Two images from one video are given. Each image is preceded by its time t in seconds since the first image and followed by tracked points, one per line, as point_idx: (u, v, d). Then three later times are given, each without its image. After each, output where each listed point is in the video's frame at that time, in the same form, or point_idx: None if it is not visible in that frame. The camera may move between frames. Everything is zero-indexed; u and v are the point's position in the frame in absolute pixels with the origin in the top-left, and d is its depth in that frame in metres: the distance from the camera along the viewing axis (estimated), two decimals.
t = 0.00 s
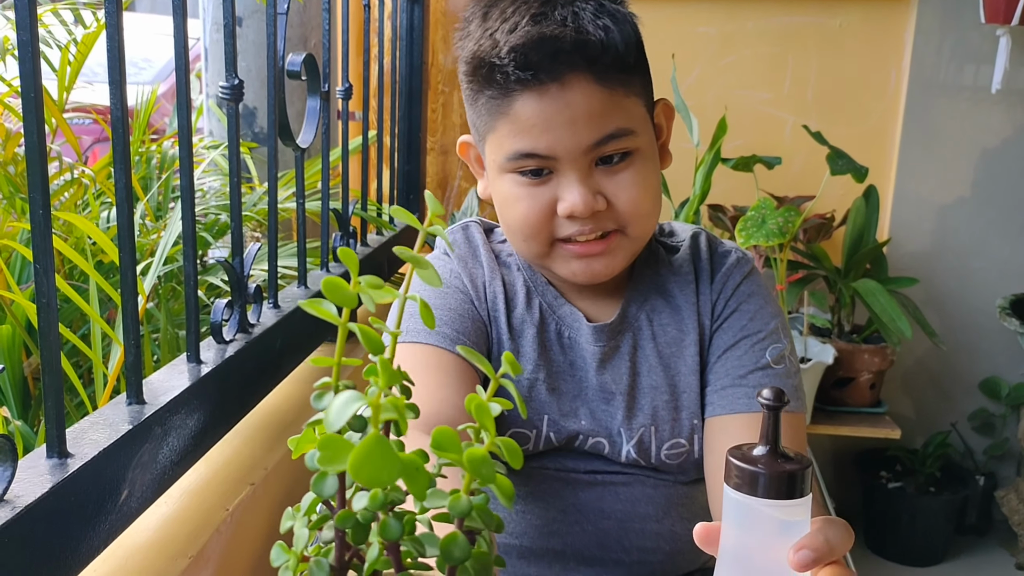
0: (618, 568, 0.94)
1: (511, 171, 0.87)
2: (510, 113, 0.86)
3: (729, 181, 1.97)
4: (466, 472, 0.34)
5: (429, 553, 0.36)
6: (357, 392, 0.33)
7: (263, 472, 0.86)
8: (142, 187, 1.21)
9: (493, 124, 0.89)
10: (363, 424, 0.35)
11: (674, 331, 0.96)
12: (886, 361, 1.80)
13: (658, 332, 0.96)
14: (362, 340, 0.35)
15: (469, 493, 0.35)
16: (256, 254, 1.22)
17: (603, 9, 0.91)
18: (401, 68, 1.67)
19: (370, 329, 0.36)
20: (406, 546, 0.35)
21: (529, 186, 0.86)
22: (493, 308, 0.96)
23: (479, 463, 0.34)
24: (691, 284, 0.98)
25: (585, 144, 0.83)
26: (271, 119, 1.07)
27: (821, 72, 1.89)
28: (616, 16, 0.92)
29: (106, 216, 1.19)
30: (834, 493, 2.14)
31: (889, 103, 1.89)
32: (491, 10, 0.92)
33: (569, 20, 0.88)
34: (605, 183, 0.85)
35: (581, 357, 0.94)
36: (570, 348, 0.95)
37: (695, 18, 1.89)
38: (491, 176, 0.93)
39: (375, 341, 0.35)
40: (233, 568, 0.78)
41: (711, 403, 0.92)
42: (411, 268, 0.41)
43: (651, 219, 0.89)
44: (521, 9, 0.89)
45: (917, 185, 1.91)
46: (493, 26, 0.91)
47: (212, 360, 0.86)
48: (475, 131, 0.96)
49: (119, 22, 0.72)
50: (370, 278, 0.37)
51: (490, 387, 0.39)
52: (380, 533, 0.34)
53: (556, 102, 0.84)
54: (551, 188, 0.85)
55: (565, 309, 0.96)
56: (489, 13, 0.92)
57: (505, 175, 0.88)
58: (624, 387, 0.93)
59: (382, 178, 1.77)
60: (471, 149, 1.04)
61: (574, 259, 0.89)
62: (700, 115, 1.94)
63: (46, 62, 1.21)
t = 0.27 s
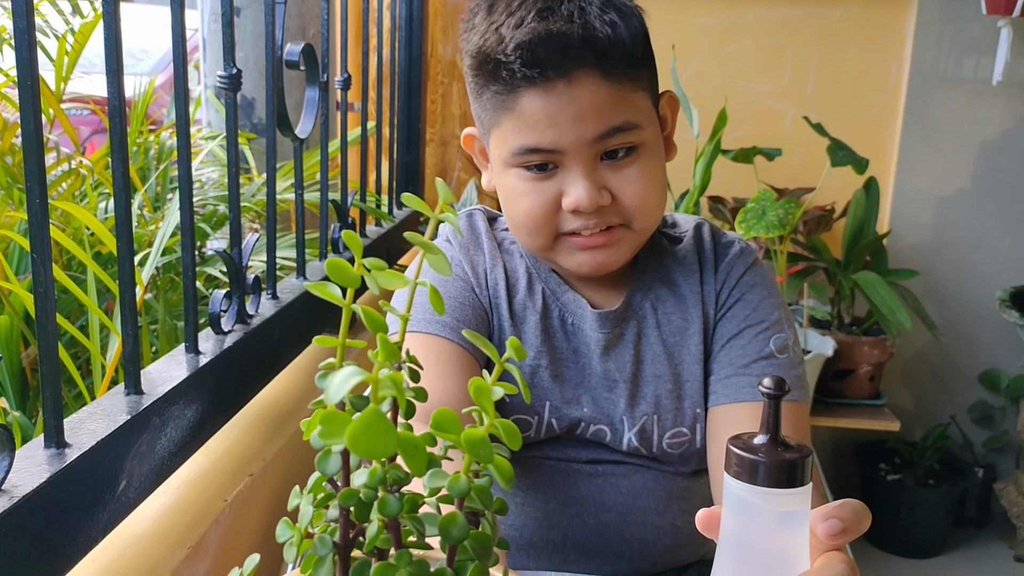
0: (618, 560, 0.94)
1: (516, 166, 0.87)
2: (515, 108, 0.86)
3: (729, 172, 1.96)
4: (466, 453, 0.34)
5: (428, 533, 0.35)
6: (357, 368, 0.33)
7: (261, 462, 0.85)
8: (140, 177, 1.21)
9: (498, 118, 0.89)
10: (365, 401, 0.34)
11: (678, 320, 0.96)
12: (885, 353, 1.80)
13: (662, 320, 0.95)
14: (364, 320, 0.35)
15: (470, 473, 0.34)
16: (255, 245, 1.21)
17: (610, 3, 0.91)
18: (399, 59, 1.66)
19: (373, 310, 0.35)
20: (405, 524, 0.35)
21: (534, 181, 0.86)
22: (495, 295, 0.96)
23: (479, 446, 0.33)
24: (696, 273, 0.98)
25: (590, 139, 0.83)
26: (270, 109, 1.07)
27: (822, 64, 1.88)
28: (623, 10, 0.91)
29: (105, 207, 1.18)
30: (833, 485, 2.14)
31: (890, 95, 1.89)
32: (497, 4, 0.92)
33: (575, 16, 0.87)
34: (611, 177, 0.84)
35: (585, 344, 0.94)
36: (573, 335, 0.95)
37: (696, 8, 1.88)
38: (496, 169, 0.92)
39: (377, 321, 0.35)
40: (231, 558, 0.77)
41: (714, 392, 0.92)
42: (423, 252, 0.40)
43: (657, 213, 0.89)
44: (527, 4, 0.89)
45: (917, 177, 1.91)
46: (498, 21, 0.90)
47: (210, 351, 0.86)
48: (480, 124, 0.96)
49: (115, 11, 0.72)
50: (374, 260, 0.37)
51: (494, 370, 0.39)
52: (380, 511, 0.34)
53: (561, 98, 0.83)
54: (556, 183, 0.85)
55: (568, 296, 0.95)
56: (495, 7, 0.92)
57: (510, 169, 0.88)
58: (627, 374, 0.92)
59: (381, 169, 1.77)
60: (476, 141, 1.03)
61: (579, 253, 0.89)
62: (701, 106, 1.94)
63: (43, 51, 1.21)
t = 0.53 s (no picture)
0: (616, 560, 0.94)
1: (505, 169, 0.87)
2: (501, 112, 0.86)
3: (729, 170, 1.96)
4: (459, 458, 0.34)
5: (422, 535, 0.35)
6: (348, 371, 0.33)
7: (261, 460, 0.86)
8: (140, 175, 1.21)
9: (485, 122, 0.89)
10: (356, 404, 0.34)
11: (676, 320, 0.96)
12: (885, 350, 1.80)
13: (660, 320, 0.95)
14: (354, 325, 0.35)
15: (462, 475, 0.34)
16: (255, 243, 1.21)
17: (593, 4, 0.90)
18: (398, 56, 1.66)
19: (363, 315, 0.35)
20: (398, 527, 0.35)
21: (523, 184, 0.86)
22: (489, 294, 0.96)
23: (472, 449, 0.33)
24: (694, 274, 0.98)
25: (576, 140, 0.83)
26: (269, 107, 1.07)
27: (822, 62, 1.88)
28: (606, 10, 0.91)
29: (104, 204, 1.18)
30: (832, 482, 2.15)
31: (890, 93, 1.89)
32: (481, 7, 0.91)
33: (557, 18, 0.86)
34: (598, 179, 0.84)
35: (581, 343, 0.94)
36: (570, 334, 0.95)
37: (695, 6, 1.88)
38: (485, 172, 0.93)
39: (367, 323, 0.35)
40: (231, 554, 0.78)
41: (713, 393, 0.92)
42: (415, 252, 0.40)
43: (646, 213, 0.89)
44: (510, 7, 0.88)
45: (917, 175, 1.91)
46: (482, 25, 0.90)
47: (210, 348, 0.86)
48: (469, 128, 0.96)
49: (114, 9, 0.71)
50: (362, 261, 0.37)
51: (487, 373, 0.39)
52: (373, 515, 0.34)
53: (546, 101, 0.83)
54: (544, 186, 0.85)
55: (563, 295, 0.95)
56: (479, 10, 0.91)
57: (499, 173, 0.88)
58: (624, 373, 0.93)
59: (381, 166, 1.77)
60: (468, 145, 1.03)
61: (570, 254, 0.89)
62: (700, 104, 1.94)
63: (42, 49, 1.21)
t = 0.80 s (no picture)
0: (616, 554, 0.94)
1: (512, 153, 0.88)
2: (507, 93, 0.87)
3: (730, 167, 1.96)
4: (463, 450, 0.34)
5: (426, 526, 0.36)
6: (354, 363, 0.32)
7: (261, 457, 0.85)
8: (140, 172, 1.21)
9: (491, 107, 0.90)
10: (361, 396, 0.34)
11: (672, 315, 0.96)
12: (886, 348, 1.80)
13: (656, 315, 0.95)
14: (360, 316, 0.35)
15: (467, 468, 0.34)
16: (255, 240, 1.21)
17: None
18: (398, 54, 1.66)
19: (368, 306, 0.35)
20: (404, 518, 0.35)
21: (531, 167, 0.86)
22: (490, 285, 0.96)
23: (476, 442, 0.33)
24: (689, 268, 0.98)
25: (583, 116, 0.84)
26: (269, 104, 1.06)
27: (822, 59, 1.88)
28: None
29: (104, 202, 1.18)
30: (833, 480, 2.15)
31: (890, 91, 1.88)
32: None
33: None
34: (606, 158, 0.85)
35: (579, 337, 0.94)
36: (568, 327, 0.95)
37: (695, 4, 1.88)
38: (491, 163, 0.93)
39: (373, 315, 0.35)
40: (233, 551, 0.78)
41: (712, 388, 0.92)
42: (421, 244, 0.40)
43: (651, 196, 0.89)
44: None
45: (917, 173, 1.91)
46: (485, 11, 0.91)
47: (210, 345, 0.86)
48: (472, 119, 0.96)
49: (114, 5, 0.71)
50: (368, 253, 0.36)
51: (491, 366, 0.39)
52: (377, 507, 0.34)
53: (553, 78, 0.84)
54: (553, 166, 0.85)
55: (562, 289, 0.96)
56: None
57: (506, 158, 0.89)
58: (622, 365, 0.93)
59: (381, 164, 1.77)
60: (466, 142, 1.03)
61: (579, 238, 0.89)
62: (700, 102, 1.94)
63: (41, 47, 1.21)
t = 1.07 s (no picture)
0: (612, 547, 0.94)
1: (509, 137, 0.88)
2: (510, 76, 0.88)
3: (731, 168, 1.96)
4: (460, 457, 0.34)
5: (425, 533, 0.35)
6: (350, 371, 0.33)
7: (263, 459, 0.86)
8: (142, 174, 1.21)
9: (493, 91, 0.91)
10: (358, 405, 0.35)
11: (669, 317, 0.96)
12: (886, 349, 1.80)
13: (652, 317, 0.96)
14: (357, 324, 0.35)
15: (465, 475, 0.34)
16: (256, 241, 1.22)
17: None
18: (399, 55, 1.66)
19: (366, 313, 0.35)
20: (402, 525, 0.35)
21: (526, 151, 0.87)
22: (488, 284, 0.97)
23: (473, 447, 0.33)
24: (686, 271, 0.98)
25: (580, 101, 0.85)
26: (270, 107, 1.07)
27: (823, 60, 1.88)
28: None
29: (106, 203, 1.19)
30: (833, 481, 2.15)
31: (891, 92, 1.88)
32: None
33: None
34: (599, 147, 0.85)
35: (575, 337, 0.95)
36: (564, 327, 0.95)
37: (696, 5, 1.88)
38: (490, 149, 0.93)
39: (370, 322, 0.35)
40: (236, 554, 0.79)
41: (707, 389, 0.92)
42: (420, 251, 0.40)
43: (644, 194, 0.88)
44: None
45: (918, 174, 1.91)
46: None
47: (212, 348, 0.86)
48: (477, 108, 0.98)
49: (117, 9, 0.72)
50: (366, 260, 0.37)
51: (489, 370, 0.39)
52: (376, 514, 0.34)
53: (554, 61, 0.86)
54: (547, 151, 0.85)
55: (560, 289, 0.96)
56: None
57: (503, 142, 0.89)
58: (618, 365, 0.93)
59: (383, 165, 1.78)
60: (474, 133, 1.04)
61: (566, 227, 0.88)
62: (701, 102, 1.94)
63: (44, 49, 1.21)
